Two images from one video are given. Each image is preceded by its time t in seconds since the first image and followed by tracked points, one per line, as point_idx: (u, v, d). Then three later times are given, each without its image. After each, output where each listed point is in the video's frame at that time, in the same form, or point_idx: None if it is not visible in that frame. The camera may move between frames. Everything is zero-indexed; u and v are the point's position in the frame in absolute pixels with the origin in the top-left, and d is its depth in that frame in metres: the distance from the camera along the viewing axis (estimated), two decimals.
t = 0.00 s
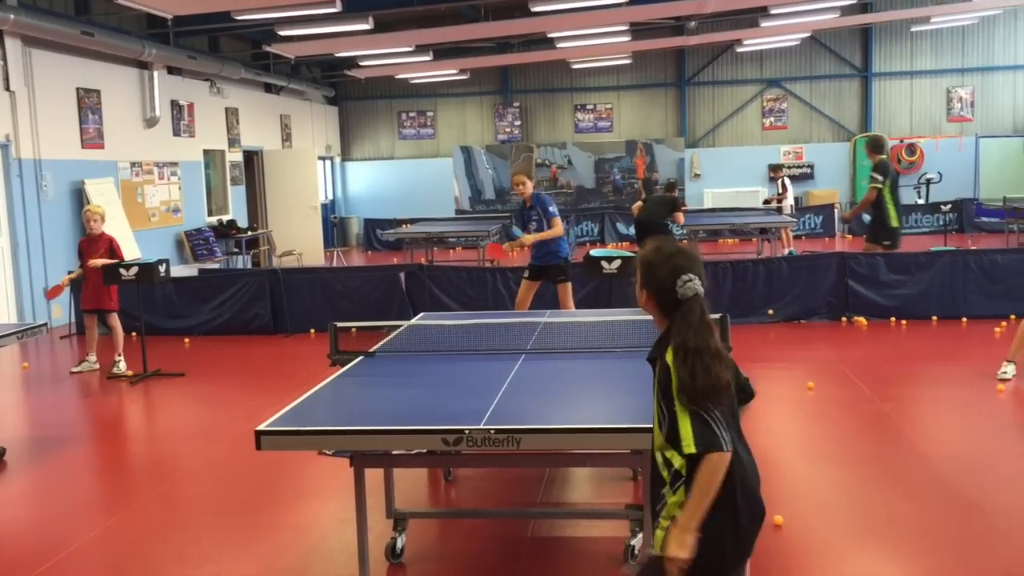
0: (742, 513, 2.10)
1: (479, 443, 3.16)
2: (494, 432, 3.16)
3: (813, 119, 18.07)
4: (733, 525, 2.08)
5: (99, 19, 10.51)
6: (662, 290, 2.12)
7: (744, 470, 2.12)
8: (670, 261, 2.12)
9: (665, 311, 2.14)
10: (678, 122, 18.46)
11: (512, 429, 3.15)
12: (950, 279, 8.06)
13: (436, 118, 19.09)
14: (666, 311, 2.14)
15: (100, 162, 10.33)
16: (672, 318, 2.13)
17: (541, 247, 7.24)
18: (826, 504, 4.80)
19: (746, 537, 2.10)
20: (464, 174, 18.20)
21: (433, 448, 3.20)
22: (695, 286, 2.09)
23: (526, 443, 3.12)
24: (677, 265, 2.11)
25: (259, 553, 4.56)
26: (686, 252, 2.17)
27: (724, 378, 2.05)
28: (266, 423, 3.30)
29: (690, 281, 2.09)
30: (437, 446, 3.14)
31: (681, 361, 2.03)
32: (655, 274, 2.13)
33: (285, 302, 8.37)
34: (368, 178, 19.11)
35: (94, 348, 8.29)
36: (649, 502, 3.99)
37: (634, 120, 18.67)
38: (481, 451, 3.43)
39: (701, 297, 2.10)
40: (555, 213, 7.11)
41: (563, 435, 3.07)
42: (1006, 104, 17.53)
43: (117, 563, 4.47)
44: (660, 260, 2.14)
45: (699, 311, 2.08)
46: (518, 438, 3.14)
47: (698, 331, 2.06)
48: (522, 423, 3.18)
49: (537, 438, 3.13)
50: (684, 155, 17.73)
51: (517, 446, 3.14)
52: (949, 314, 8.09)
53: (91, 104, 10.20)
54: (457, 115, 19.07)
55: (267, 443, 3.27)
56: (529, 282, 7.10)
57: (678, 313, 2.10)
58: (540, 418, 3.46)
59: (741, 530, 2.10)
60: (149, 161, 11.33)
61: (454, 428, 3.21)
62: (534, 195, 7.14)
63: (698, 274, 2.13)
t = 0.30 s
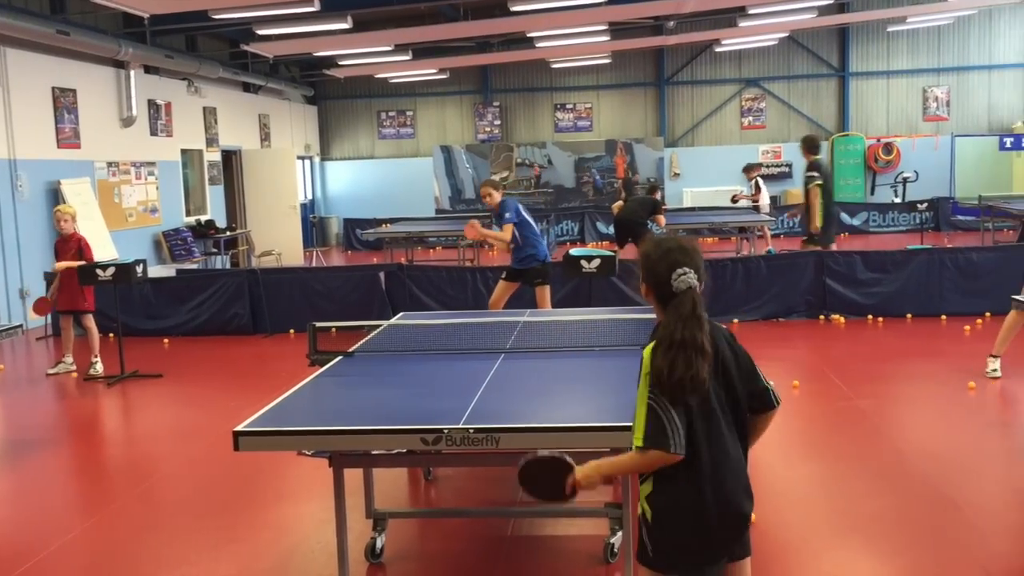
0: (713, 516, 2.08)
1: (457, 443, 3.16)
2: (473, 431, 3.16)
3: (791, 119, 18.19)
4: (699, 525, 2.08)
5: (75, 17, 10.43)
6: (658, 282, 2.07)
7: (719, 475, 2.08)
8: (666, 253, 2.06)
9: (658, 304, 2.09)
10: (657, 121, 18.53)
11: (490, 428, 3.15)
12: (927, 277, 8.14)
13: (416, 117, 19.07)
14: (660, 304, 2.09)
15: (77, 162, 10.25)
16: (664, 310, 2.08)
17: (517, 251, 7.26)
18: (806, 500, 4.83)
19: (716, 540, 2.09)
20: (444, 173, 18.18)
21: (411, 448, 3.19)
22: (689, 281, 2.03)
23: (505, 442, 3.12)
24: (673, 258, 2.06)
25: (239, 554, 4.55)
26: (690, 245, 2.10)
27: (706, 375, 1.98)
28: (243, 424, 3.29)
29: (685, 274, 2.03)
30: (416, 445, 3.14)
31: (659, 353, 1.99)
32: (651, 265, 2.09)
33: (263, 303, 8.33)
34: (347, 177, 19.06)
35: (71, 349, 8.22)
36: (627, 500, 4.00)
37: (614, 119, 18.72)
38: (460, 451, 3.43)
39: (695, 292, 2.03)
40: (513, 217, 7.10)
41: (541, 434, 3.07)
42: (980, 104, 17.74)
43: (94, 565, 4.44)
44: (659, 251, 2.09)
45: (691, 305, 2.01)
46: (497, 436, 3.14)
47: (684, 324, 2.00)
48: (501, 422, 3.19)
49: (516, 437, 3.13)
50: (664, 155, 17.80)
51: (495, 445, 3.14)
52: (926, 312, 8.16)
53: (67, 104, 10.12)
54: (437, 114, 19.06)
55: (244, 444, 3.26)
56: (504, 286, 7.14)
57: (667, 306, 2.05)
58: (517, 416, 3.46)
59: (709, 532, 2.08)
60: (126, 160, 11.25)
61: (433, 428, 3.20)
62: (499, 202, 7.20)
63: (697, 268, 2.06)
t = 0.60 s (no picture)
0: (690, 519, 2.11)
1: (439, 443, 3.15)
2: (454, 431, 3.16)
3: (771, 119, 18.29)
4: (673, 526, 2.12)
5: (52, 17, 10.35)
6: (651, 290, 2.11)
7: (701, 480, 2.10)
8: (657, 260, 2.10)
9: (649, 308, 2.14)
10: (639, 121, 18.57)
11: (472, 429, 3.15)
12: (906, 276, 8.20)
13: (398, 117, 19.04)
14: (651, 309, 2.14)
15: (55, 163, 10.17)
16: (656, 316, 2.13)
17: (490, 251, 7.21)
18: (787, 498, 4.85)
19: (688, 543, 2.12)
20: (425, 174, 18.16)
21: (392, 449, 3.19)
22: (682, 288, 2.08)
23: (487, 442, 3.13)
24: (665, 265, 2.10)
25: (219, 556, 4.53)
26: (680, 253, 2.14)
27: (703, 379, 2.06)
28: (224, 426, 3.27)
29: (678, 282, 2.08)
30: (397, 445, 3.14)
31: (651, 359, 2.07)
32: (644, 272, 2.13)
33: (244, 304, 8.30)
34: (329, 177, 18.99)
35: (51, 351, 8.16)
36: (608, 498, 4.02)
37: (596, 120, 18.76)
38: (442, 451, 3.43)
39: (686, 299, 2.08)
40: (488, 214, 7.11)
41: (523, 433, 3.08)
42: (958, 105, 17.93)
43: (72, 568, 4.42)
44: (651, 259, 2.13)
45: (686, 314, 2.07)
46: (478, 437, 3.14)
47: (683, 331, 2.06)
48: (483, 422, 3.19)
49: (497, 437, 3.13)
50: (645, 155, 17.85)
51: (477, 445, 3.14)
52: (905, 310, 8.22)
53: (45, 104, 10.05)
54: (418, 114, 19.03)
55: (226, 445, 3.24)
56: (481, 284, 7.08)
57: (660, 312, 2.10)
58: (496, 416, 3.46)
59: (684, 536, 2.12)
60: (104, 161, 11.17)
61: (415, 428, 3.20)
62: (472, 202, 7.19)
63: (688, 276, 2.11)
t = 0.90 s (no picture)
0: (712, 490, 2.11)
1: (422, 444, 3.13)
2: (439, 432, 3.15)
3: (755, 119, 18.36)
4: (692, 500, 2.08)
5: (32, 18, 10.27)
6: (625, 284, 2.05)
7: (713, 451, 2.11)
8: (628, 253, 2.04)
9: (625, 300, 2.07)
10: (623, 122, 18.61)
11: (455, 430, 3.13)
12: (888, 276, 8.24)
13: (382, 118, 19.01)
14: (628, 300, 2.07)
15: (35, 164, 10.09)
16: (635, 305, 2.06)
17: (472, 246, 7.20)
18: (772, 498, 4.86)
19: (711, 512, 2.13)
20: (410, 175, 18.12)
21: (375, 450, 3.17)
22: (656, 277, 2.02)
23: (471, 442, 3.11)
24: (635, 256, 2.04)
25: (203, 558, 4.51)
26: (645, 239, 2.10)
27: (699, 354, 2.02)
28: (207, 428, 3.25)
29: (652, 272, 2.02)
30: (380, 447, 3.12)
31: (641, 353, 1.98)
32: (618, 266, 2.06)
33: (228, 305, 8.27)
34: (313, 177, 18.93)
35: (32, 354, 8.10)
36: (592, 500, 4.02)
37: (580, 120, 18.79)
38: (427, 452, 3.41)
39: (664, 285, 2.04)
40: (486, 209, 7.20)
41: (508, 434, 3.07)
42: (939, 106, 18.07)
43: (53, 572, 4.39)
44: (620, 252, 2.07)
45: (664, 303, 2.00)
46: (463, 438, 3.13)
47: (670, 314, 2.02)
48: (467, 423, 3.17)
49: (481, 438, 3.11)
50: (629, 156, 17.89)
51: (461, 446, 3.12)
52: (888, 310, 8.27)
53: (25, 105, 9.97)
54: (403, 114, 19.00)
55: (208, 448, 3.21)
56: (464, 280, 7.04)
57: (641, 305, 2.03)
58: (479, 417, 3.46)
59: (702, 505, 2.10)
60: (86, 163, 11.10)
61: (398, 430, 3.19)
62: (463, 195, 7.20)
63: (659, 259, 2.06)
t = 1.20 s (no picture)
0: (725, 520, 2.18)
1: (406, 444, 3.13)
2: (422, 432, 3.15)
3: (738, 119, 18.43)
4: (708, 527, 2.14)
5: (12, 16, 10.20)
6: (623, 343, 2.03)
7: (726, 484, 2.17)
8: (625, 312, 2.03)
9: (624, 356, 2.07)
10: (607, 122, 18.65)
11: (439, 430, 3.13)
12: (870, 275, 8.29)
13: (366, 118, 18.97)
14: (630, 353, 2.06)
15: (16, 163, 10.01)
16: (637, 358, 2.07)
17: (469, 245, 7.20)
18: (754, 496, 4.89)
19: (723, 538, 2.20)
20: (394, 175, 18.08)
21: (358, 450, 3.17)
22: (657, 335, 2.02)
23: (454, 442, 3.11)
24: (633, 314, 2.03)
25: (186, 559, 4.49)
26: (639, 294, 2.08)
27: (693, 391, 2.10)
28: (189, 428, 3.24)
29: (652, 330, 2.02)
30: (362, 447, 3.11)
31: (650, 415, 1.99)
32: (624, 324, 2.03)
33: (211, 305, 8.23)
34: (297, 177, 18.87)
35: (13, 355, 8.04)
36: (577, 498, 4.03)
37: (564, 120, 18.81)
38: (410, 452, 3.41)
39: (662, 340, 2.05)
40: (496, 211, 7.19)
41: (492, 435, 3.06)
42: (921, 107, 18.22)
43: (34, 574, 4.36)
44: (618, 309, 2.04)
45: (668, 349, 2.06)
46: (446, 438, 3.13)
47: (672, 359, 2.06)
48: (450, 423, 3.17)
49: (465, 438, 3.12)
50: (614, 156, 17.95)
51: (444, 446, 3.12)
52: (870, 309, 8.32)
53: (6, 104, 9.90)
54: (387, 114, 18.97)
55: (190, 448, 3.20)
56: (460, 279, 7.03)
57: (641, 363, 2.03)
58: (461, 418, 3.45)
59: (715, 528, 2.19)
60: (67, 162, 11.03)
61: (382, 430, 3.18)
62: (472, 192, 7.12)
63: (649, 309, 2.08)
